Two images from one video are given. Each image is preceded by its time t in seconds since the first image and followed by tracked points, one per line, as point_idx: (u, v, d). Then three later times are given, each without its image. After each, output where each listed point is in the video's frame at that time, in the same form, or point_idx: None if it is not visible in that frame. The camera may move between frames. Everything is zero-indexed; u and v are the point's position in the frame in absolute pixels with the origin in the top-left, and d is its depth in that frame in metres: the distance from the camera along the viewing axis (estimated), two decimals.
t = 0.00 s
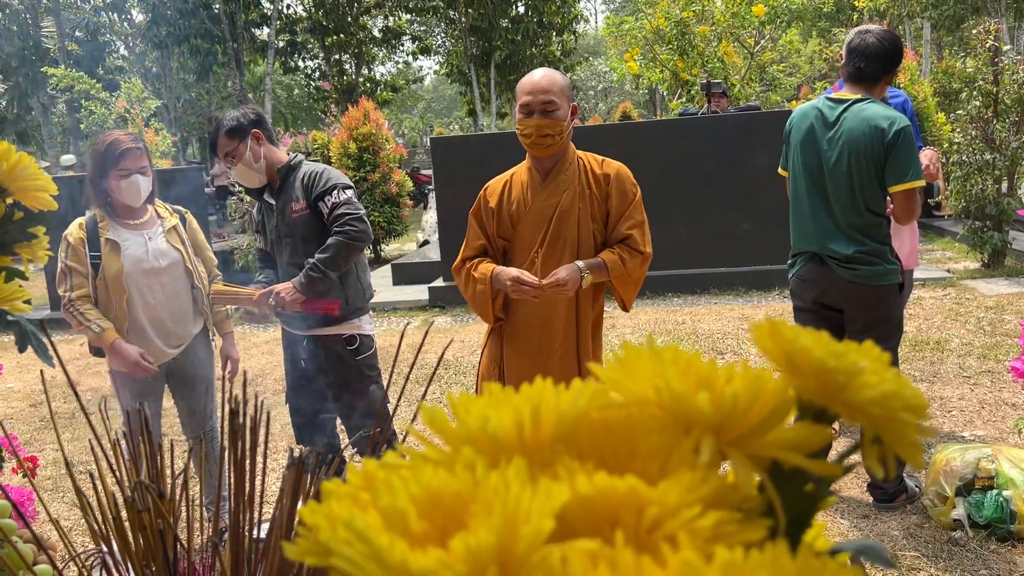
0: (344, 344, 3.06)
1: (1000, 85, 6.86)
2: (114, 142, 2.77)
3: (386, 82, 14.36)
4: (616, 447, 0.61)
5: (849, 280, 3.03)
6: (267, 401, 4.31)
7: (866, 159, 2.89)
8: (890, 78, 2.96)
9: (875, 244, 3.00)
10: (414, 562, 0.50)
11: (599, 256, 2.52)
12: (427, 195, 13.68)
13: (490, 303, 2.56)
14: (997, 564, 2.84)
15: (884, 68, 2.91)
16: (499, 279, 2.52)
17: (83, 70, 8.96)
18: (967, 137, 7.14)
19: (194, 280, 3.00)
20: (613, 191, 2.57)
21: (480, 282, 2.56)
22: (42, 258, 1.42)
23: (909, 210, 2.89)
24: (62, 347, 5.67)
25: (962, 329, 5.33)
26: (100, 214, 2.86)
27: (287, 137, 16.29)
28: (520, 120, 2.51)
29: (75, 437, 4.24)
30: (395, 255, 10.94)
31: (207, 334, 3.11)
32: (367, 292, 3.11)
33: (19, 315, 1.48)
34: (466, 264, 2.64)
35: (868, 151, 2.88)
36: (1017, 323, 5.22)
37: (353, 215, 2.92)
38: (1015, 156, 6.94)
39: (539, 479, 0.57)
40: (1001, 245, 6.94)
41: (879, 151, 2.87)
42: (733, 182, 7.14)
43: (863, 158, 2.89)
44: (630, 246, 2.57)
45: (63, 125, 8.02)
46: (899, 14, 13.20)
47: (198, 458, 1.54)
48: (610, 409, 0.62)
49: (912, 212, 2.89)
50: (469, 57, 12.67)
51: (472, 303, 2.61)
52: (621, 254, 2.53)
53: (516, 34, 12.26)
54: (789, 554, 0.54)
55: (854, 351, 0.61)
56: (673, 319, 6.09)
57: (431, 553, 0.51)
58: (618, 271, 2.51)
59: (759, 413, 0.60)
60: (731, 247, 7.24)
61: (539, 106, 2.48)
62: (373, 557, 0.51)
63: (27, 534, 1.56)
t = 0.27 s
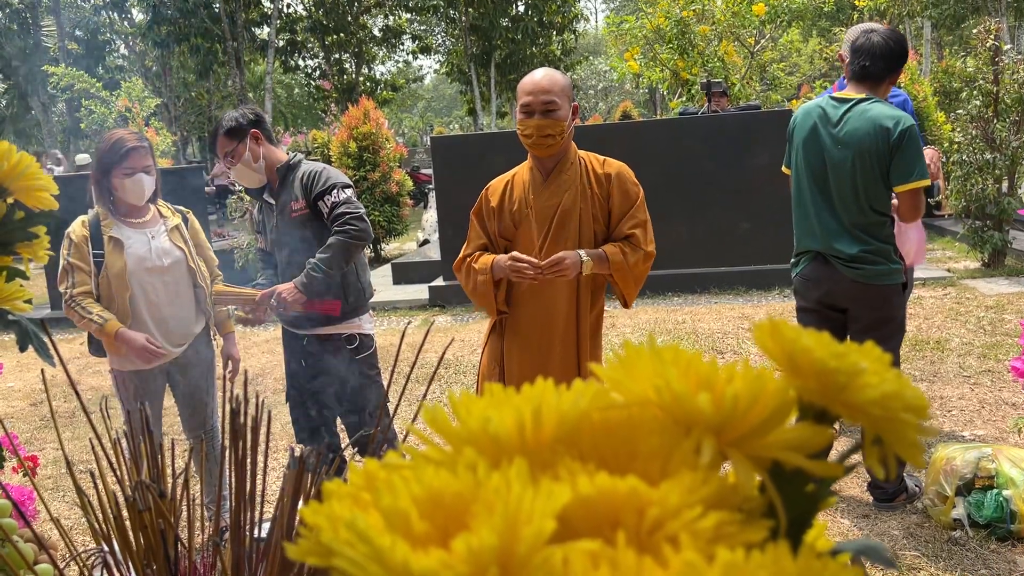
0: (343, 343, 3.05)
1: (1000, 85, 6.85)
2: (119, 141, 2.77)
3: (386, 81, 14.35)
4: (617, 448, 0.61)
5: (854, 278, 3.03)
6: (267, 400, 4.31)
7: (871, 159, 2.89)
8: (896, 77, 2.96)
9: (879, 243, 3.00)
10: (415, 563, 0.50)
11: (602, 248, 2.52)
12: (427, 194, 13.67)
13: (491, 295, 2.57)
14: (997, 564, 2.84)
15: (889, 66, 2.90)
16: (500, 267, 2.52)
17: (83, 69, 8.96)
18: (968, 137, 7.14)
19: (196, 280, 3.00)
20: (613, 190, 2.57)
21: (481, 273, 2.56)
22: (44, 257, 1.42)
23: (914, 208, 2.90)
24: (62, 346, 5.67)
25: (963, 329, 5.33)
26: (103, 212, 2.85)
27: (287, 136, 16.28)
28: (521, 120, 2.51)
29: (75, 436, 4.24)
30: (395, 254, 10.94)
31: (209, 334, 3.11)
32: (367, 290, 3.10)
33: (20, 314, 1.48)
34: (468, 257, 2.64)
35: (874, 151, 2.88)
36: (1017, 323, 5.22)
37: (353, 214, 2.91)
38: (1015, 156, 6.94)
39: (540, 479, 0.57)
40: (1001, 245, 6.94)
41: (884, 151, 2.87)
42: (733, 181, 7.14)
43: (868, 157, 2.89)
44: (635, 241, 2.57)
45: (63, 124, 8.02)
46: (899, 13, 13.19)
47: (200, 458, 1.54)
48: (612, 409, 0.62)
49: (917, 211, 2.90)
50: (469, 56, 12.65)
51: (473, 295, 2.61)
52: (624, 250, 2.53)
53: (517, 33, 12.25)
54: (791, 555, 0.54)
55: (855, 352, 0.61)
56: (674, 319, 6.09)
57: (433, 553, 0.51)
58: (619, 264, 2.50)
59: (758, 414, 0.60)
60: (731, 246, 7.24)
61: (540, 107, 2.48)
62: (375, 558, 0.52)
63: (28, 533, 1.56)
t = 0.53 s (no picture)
0: (344, 342, 3.06)
1: (1000, 84, 6.85)
2: (120, 140, 2.78)
3: (386, 80, 14.34)
4: (616, 449, 0.61)
5: (859, 279, 3.03)
6: (267, 399, 4.31)
7: (868, 159, 2.89)
8: (893, 74, 2.94)
9: (882, 244, 3.00)
10: (414, 564, 0.50)
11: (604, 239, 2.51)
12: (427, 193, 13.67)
13: (492, 282, 2.58)
14: (997, 563, 2.84)
15: (882, 65, 2.90)
16: (502, 251, 2.53)
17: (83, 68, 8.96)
18: (968, 136, 7.14)
19: (196, 280, 3.00)
20: (614, 190, 2.59)
21: (482, 259, 2.57)
22: (43, 257, 1.43)
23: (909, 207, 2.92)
24: (63, 345, 5.67)
25: (963, 328, 5.33)
26: (103, 211, 2.85)
27: (287, 135, 16.27)
28: (524, 120, 2.49)
29: (75, 435, 4.24)
30: (395, 253, 10.94)
31: (208, 333, 3.11)
32: (366, 289, 3.10)
33: (20, 314, 1.48)
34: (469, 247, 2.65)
35: (870, 150, 2.87)
36: (1017, 323, 5.22)
37: (354, 214, 2.92)
38: (1015, 155, 6.94)
39: (539, 481, 0.57)
40: (1001, 244, 6.94)
41: (880, 150, 2.86)
42: (733, 181, 7.14)
43: (865, 158, 2.89)
44: (639, 238, 2.57)
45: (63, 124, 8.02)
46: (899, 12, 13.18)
47: (199, 458, 1.54)
48: (611, 411, 0.62)
49: (914, 210, 2.92)
50: (469, 55, 12.64)
51: (473, 282, 2.61)
52: (627, 245, 2.54)
53: (517, 32, 12.25)
54: (790, 557, 0.54)
55: (855, 353, 0.61)
56: (674, 318, 6.09)
57: (432, 555, 0.51)
58: (621, 256, 2.50)
59: (759, 414, 0.60)
60: (731, 246, 7.24)
61: (542, 108, 2.44)
62: (373, 560, 0.52)
63: (27, 532, 1.56)
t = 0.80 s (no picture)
0: (343, 340, 3.05)
1: (1000, 83, 6.84)
2: (118, 140, 2.78)
3: (386, 79, 14.32)
4: (616, 447, 0.61)
5: (851, 279, 3.03)
6: (267, 398, 4.31)
7: (852, 157, 2.88)
8: (874, 73, 2.96)
9: (875, 243, 2.99)
10: (414, 562, 0.50)
11: (611, 242, 2.52)
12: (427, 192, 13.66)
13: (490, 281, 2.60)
14: (996, 562, 2.84)
15: (858, 65, 2.93)
16: (502, 255, 2.54)
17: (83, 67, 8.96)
18: (968, 135, 7.13)
19: (195, 278, 3.00)
20: (615, 187, 2.57)
21: (481, 260, 2.59)
22: (43, 255, 1.43)
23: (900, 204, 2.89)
24: (63, 344, 5.67)
25: (962, 327, 5.33)
26: (100, 210, 2.85)
27: (287, 134, 16.26)
28: (525, 119, 2.48)
29: (75, 434, 4.24)
30: (395, 252, 10.94)
31: (206, 332, 3.11)
32: (367, 288, 3.09)
33: (19, 313, 1.48)
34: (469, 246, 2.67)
35: (853, 147, 2.87)
36: (1017, 322, 5.22)
37: (353, 213, 2.92)
38: (1015, 154, 6.93)
39: (539, 479, 0.57)
40: (1001, 243, 6.93)
41: (863, 148, 2.86)
42: (733, 179, 7.14)
43: (849, 156, 2.89)
44: (643, 235, 2.58)
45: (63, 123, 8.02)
46: (899, 11, 13.16)
47: (198, 457, 1.54)
48: (611, 409, 0.62)
49: (899, 206, 2.89)
50: (469, 54, 12.62)
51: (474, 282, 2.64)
52: (634, 246, 2.55)
53: (516, 31, 12.23)
54: (790, 554, 0.54)
55: (855, 351, 0.61)
56: (674, 317, 6.09)
57: (432, 552, 0.51)
58: (627, 255, 2.52)
59: (760, 411, 0.60)
60: (731, 245, 7.24)
61: (543, 106, 2.44)
62: (374, 557, 0.51)
63: (27, 530, 1.56)
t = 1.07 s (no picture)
0: (342, 339, 3.06)
1: (999, 82, 6.83)
2: (115, 138, 2.77)
3: (385, 78, 14.29)
4: (617, 445, 0.62)
5: (831, 278, 3.02)
6: (267, 397, 4.31)
7: (829, 149, 2.89)
8: (852, 71, 2.98)
9: (854, 240, 2.97)
10: (417, 560, 0.50)
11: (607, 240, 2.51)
12: (426, 191, 13.63)
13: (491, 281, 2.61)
14: (995, 561, 2.85)
15: (835, 63, 2.96)
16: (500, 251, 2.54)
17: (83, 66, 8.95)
18: (967, 134, 7.13)
19: (193, 278, 3.01)
20: (615, 186, 2.58)
21: (481, 258, 2.59)
22: (44, 255, 1.43)
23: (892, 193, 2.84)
24: (62, 343, 5.67)
25: (962, 326, 5.34)
26: (98, 210, 2.85)
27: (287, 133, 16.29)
28: (525, 116, 2.49)
29: (75, 433, 4.24)
30: (395, 251, 10.94)
31: (205, 332, 3.11)
32: (365, 288, 3.10)
33: (20, 312, 1.49)
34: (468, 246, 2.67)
35: (830, 139, 2.88)
36: (1016, 321, 5.22)
37: (351, 212, 2.93)
38: (1015, 154, 6.93)
39: (541, 477, 0.57)
40: (1001, 242, 6.94)
41: (839, 141, 2.87)
42: (733, 179, 7.15)
43: (826, 148, 2.89)
44: (640, 235, 2.59)
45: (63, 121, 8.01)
46: (900, 10, 13.13)
47: (200, 455, 1.54)
48: (612, 407, 0.63)
49: (884, 190, 2.84)
50: (469, 53, 12.60)
51: (474, 282, 2.64)
52: (630, 243, 2.55)
53: (516, 30, 12.21)
54: (790, 552, 0.55)
55: (854, 351, 0.62)
56: (673, 316, 6.09)
57: (435, 550, 0.51)
58: (623, 255, 2.51)
59: (761, 409, 0.61)
60: (731, 244, 7.24)
61: (545, 102, 2.45)
62: (376, 554, 0.52)
63: (28, 529, 1.56)
